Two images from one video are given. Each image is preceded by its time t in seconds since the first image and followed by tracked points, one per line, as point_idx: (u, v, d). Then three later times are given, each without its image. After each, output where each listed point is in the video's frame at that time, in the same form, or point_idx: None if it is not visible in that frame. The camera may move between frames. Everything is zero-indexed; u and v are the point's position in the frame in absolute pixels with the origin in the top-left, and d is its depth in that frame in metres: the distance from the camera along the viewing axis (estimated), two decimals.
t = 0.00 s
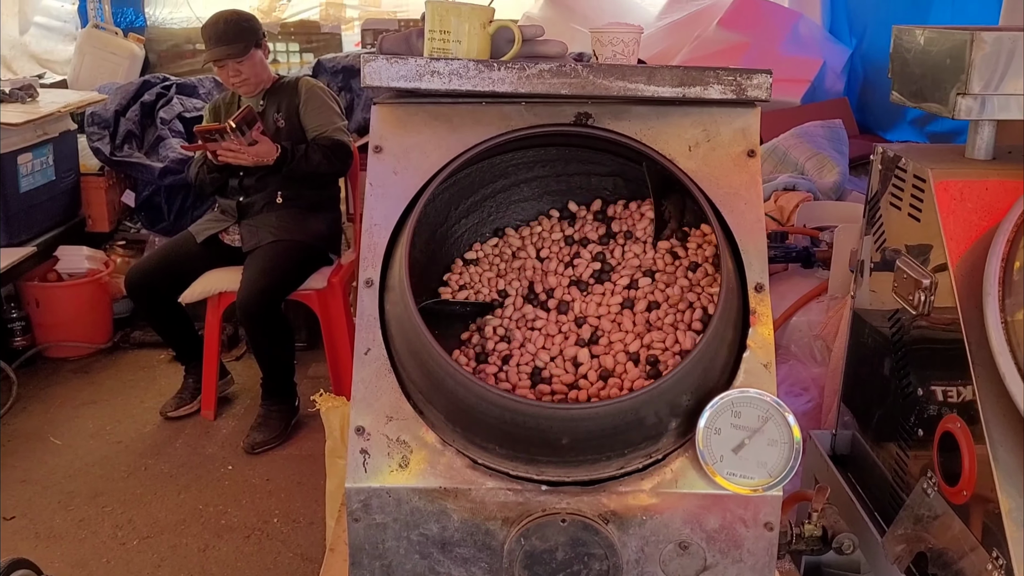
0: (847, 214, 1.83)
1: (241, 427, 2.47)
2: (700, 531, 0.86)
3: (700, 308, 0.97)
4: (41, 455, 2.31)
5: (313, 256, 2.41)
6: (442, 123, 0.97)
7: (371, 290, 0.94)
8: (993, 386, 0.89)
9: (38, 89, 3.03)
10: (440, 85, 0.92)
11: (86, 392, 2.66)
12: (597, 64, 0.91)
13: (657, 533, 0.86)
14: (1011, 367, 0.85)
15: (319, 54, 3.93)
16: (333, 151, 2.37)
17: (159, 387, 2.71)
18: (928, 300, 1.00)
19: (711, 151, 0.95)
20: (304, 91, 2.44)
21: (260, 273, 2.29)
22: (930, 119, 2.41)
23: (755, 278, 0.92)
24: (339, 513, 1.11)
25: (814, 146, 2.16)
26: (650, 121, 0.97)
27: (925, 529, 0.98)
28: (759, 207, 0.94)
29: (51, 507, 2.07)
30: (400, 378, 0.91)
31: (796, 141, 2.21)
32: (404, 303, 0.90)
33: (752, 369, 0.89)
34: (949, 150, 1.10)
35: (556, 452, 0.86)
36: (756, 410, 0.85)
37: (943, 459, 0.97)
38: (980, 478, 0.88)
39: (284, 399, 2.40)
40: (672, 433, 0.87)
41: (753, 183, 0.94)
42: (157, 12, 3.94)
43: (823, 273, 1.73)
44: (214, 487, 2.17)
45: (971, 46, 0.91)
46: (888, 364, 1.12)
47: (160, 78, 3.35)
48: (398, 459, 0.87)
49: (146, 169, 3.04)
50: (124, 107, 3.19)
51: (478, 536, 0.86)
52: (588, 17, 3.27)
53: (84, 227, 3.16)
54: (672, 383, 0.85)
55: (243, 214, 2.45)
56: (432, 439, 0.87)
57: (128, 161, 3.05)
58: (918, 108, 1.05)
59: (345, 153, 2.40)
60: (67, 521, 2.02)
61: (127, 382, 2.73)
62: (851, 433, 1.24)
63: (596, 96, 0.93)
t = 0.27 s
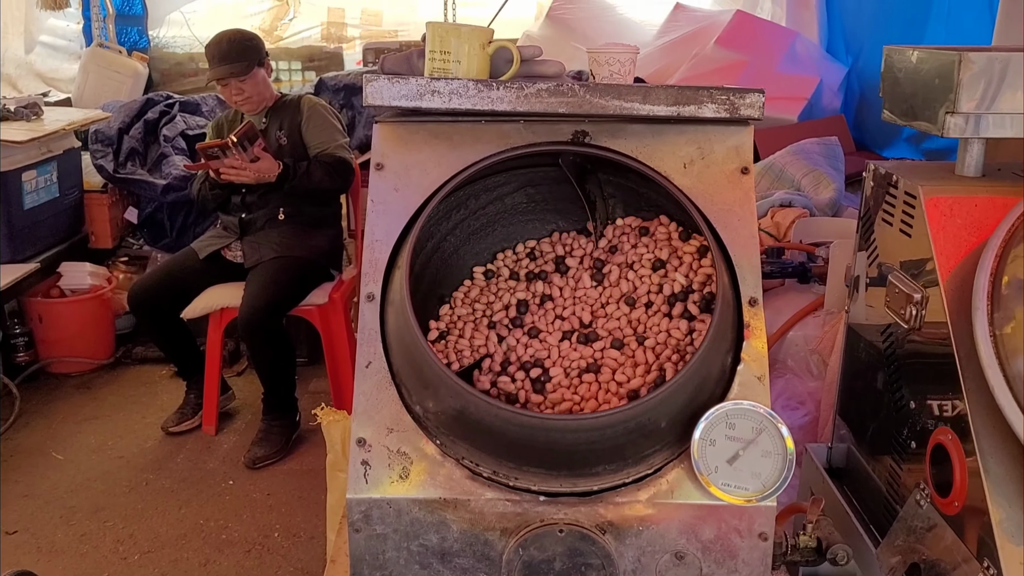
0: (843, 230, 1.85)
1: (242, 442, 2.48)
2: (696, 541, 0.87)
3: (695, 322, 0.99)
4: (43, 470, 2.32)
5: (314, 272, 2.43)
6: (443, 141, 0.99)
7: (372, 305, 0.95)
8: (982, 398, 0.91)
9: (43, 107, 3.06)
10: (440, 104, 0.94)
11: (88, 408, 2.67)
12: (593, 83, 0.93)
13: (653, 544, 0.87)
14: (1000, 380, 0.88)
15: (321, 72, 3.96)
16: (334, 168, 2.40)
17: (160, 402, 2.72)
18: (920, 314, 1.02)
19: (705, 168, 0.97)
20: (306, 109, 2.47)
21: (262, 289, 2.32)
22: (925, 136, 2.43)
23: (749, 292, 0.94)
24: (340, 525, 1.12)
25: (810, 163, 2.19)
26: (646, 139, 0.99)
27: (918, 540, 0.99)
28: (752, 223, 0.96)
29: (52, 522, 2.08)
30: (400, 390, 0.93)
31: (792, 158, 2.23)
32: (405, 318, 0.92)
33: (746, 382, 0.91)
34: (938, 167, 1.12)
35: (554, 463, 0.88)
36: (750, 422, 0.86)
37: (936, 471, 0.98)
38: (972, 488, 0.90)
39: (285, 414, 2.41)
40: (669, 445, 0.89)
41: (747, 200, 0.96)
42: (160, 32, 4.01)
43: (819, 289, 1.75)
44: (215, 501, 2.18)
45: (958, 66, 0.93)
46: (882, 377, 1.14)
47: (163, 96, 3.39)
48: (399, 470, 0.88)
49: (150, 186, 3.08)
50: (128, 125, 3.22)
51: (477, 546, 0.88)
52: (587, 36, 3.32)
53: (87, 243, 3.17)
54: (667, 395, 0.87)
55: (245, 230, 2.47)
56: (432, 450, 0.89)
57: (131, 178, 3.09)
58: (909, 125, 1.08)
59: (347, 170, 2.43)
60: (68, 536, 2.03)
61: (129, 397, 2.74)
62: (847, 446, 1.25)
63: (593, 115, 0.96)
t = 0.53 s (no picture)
0: (837, 233, 1.87)
1: (241, 448, 2.49)
2: (688, 535, 0.89)
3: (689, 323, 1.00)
4: (44, 475, 2.33)
5: (313, 277, 2.46)
6: (439, 144, 1.01)
7: (370, 303, 0.97)
8: (969, 394, 0.93)
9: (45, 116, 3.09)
10: (437, 107, 0.96)
11: (88, 413, 2.68)
12: (587, 86, 0.95)
13: (646, 537, 0.89)
14: (985, 375, 0.90)
15: (321, 81, 4.01)
16: (334, 175, 2.42)
17: (160, 408, 2.73)
18: (908, 313, 1.04)
19: (697, 169, 0.99)
20: (306, 116, 2.50)
21: (263, 294, 2.34)
22: (920, 142, 2.46)
23: (740, 291, 0.96)
24: (339, 523, 1.14)
25: (805, 168, 2.21)
26: (639, 141, 1.01)
27: (908, 535, 1.01)
28: (743, 222, 0.98)
29: (54, 526, 2.09)
30: (397, 387, 0.94)
31: (787, 164, 2.25)
32: (402, 316, 0.93)
33: (737, 377, 0.93)
34: (927, 169, 1.14)
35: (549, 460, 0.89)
36: (741, 416, 0.88)
37: (925, 466, 0.99)
38: (959, 482, 0.91)
39: (285, 419, 2.43)
40: (661, 439, 0.90)
41: (738, 200, 0.98)
42: (161, 42, 4.01)
43: (813, 291, 1.76)
44: (215, 506, 2.19)
45: (944, 69, 0.96)
46: (872, 376, 1.16)
47: (164, 105, 3.40)
48: (397, 465, 0.90)
49: (151, 194, 3.11)
50: (129, 133, 3.24)
51: (473, 540, 0.89)
52: (584, 44, 3.36)
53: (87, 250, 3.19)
54: (659, 390, 0.89)
55: (244, 237, 2.50)
56: (428, 445, 0.91)
57: (132, 186, 3.12)
58: (897, 128, 1.10)
59: (346, 177, 2.45)
60: (70, 540, 2.04)
61: (129, 403, 2.76)
62: (840, 445, 1.27)
63: (587, 117, 0.98)
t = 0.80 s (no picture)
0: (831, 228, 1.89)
1: (243, 444, 2.51)
2: (683, 516, 0.91)
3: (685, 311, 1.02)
4: (46, 471, 2.35)
5: (314, 275, 2.48)
6: (439, 136, 1.03)
7: (372, 292, 0.99)
8: (956, 378, 0.95)
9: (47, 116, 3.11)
10: (437, 99, 0.99)
11: (90, 411, 2.70)
12: (584, 79, 0.98)
13: (642, 518, 0.91)
14: (972, 360, 0.92)
15: (321, 81, 4.06)
16: (335, 172, 2.44)
17: (162, 405, 2.75)
18: (898, 301, 1.06)
19: (691, 161, 1.02)
20: (307, 115, 2.52)
21: (264, 291, 2.36)
22: (914, 140, 2.48)
23: (733, 279, 0.98)
24: (341, 510, 1.16)
25: (800, 165, 2.24)
26: (634, 133, 1.03)
27: (898, 518, 1.03)
28: (736, 212, 1.00)
29: (56, 521, 2.11)
30: (398, 373, 0.97)
31: (783, 161, 2.28)
32: (403, 304, 0.95)
33: (730, 363, 0.95)
34: (917, 161, 1.17)
35: (548, 444, 0.91)
36: (734, 401, 0.90)
37: (914, 451, 1.02)
38: (947, 465, 0.94)
39: (286, 415, 2.45)
40: (656, 423, 0.92)
41: (731, 191, 1.01)
42: (162, 43, 4.04)
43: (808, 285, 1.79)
44: (217, 500, 2.21)
45: (932, 63, 0.98)
46: (864, 365, 1.18)
47: (165, 105, 3.42)
48: (398, 449, 0.92)
49: (152, 193, 3.12)
50: (130, 133, 3.26)
51: (472, 522, 0.91)
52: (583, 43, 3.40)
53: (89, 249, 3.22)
54: (655, 375, 0.91)
55: (246, 234, 2.52)
56: (429, 430, 0.93)
57: (133, 185, 3.13)
58: (887, 120, 1.12)
59: (346, 174, 2.48)
60: (73, 534, 2.06)
61: (131, 401, 2.78)
62: (833, 434, 1.29)
63: (583, 110, 1.00)
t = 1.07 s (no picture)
0: (826, 230, 1.92)
1: (244, 446, 2.53)
2: (678, 512, 0.93)
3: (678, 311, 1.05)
4: (49, 473, 2.37)
5: (315, 278, 2.50)
6: (439, 141, 1.05)
7: (373, 293, 1.01)
8: (945, 376, 0.98)
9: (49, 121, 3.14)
10: (436, 106, 1.01)
11: (93, 414, 2.72)
12: (580, 85, 1.00)
13: (638, 514, 0.93)
14: (960, 359, 0.94)
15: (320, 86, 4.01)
16: (335, 176, 2.47)
17: (164, 408, 2.76)
18: (890, 301, 1.08)
19: (685, 165, 1.04)
20: (307, 120, 2.55)
21: (265, 295, 2.38)
22: (910, 143, 2.51)
23: (727, 280, 1.00)
24: (343, 509, 1.18)
25: (795, 168, 2.26)
26: (630, 137, 1.05)
27: (890, 514, 1.05)
28: (730, 215, 1.02)
29: (60, 523, 2.13)
30: (400, 373, 0.99)
31: (779, 164, 2.30)
32: (405, 305, 0.98)
33: (724, 362, 0.97)
34: (907, 164, 1.19)
35: (544, 440, 0.93)
36: (728, 399, 0.92)
37: (905, 448, 1.04)
38: (936, 462, 0.96)
39: (287, 417, 2.47)
40: (652, 421, 0.94)
41: (725, 194, 1.03)
42: (163, 45, 4.07)
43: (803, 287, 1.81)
44: (219, 502, 2.23)
45: (920, 68, 1.00)
46: (857, 364, 1.20)
47: (166, 110, 3.45)
48: (399, 447, 0.94)
49: (153, 198, 3.14)
50: (132, 138, 3.29)
51: (472, 518, 0.93)
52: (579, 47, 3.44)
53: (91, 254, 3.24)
54: (649, 374, 0.93)
55: (247, 238, 2.54)
56: (430, 428, 0.95)
57: (135, 191, 3.15)
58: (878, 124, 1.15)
59: (346, 178, 2.50)
60: (76, 536, 2.08)
61: (133, 404, 2.79)
62: (827, 433, 1.31)
63: (579, 115, 1.02)
